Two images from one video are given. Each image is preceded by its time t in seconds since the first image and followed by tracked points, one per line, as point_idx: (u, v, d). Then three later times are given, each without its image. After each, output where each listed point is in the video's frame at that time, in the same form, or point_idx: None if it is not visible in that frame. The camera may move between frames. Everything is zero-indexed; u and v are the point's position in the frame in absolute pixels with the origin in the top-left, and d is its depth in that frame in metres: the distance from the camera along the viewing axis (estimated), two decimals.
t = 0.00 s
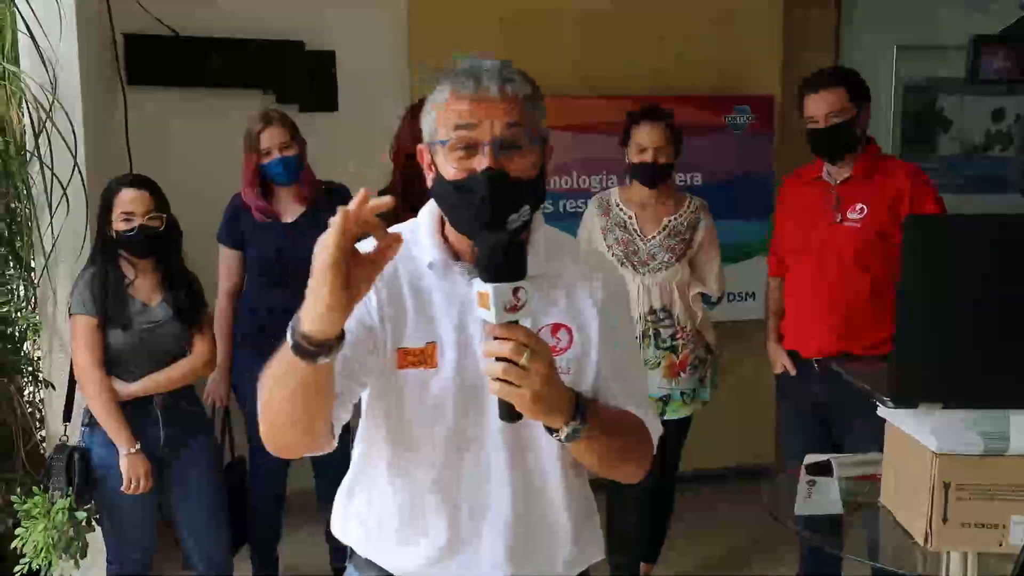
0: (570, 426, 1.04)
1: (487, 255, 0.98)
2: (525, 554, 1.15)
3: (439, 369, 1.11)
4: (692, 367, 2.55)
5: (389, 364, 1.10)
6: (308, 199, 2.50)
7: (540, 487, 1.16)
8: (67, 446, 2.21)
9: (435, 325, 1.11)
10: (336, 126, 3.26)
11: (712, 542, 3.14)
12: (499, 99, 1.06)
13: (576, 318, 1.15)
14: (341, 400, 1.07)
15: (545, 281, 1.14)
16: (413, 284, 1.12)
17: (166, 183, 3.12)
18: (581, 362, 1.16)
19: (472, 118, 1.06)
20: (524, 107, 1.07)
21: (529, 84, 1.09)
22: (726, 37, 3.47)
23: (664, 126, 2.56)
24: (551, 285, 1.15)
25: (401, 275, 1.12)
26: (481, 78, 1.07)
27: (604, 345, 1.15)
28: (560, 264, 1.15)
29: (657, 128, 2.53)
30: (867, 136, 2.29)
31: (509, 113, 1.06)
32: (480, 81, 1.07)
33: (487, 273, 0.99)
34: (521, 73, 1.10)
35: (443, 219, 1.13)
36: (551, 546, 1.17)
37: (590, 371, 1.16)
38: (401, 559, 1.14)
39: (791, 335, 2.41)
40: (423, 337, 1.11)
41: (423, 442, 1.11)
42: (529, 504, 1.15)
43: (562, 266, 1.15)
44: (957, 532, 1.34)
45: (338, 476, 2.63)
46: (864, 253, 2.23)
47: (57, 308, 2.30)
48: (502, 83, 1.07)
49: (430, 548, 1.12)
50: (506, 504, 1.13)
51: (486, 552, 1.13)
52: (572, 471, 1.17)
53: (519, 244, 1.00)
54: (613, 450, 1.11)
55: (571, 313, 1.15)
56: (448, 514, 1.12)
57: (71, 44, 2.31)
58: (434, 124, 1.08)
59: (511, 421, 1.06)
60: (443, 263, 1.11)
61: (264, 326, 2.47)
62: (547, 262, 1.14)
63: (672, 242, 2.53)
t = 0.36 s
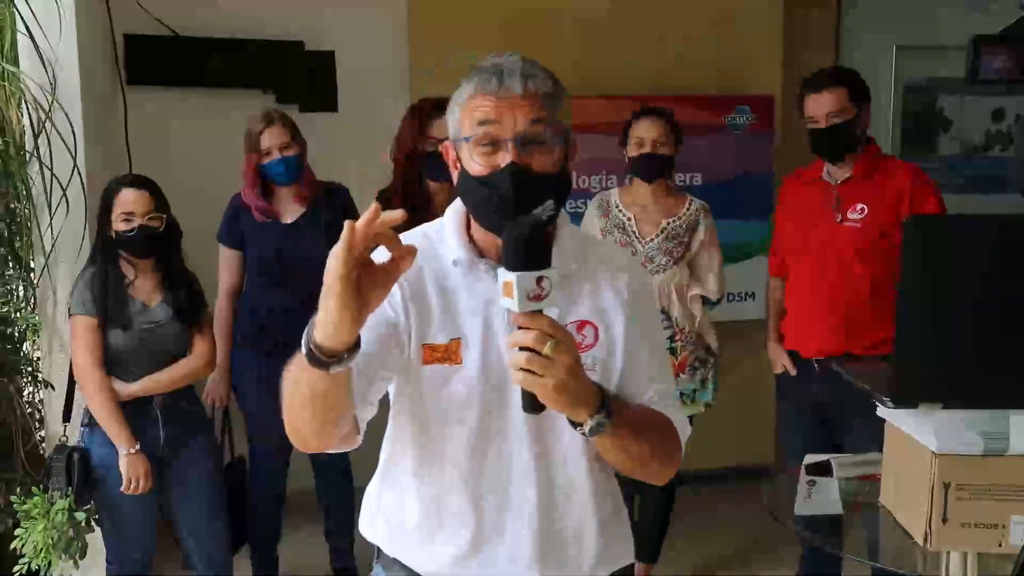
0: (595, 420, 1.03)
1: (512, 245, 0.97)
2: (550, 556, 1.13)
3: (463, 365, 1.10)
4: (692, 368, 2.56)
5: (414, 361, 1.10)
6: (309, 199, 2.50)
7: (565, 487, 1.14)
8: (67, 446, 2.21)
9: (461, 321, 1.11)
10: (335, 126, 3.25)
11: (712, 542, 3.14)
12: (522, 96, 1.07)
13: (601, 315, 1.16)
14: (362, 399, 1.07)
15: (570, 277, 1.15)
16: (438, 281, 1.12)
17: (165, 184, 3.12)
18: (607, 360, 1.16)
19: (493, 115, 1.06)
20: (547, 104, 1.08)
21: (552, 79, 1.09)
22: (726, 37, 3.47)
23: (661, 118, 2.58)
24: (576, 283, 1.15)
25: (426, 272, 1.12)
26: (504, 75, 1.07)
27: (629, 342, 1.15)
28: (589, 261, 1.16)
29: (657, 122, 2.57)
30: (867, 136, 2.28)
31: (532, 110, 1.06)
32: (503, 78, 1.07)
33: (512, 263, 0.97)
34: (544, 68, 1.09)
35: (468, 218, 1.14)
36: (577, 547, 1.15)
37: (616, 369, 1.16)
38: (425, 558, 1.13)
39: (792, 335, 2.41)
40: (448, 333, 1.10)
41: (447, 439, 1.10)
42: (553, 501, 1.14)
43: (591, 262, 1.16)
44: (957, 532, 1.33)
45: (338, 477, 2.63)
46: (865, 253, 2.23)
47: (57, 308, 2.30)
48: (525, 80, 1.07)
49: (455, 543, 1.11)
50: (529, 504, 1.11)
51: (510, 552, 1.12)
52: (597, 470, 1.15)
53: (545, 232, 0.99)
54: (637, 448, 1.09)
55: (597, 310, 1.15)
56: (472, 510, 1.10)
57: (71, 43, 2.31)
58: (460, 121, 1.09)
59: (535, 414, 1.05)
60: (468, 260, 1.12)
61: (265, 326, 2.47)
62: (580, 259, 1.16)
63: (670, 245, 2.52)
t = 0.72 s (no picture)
0: (606, 422, 1.03)
1: (525, 244, 0.98)
2: (560, 559, 1.13)
3: (475, 367, 1.10)
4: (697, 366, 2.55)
5: (425, 362, 1.09)
6: (309, 199, 2.51)
7: (576, 490, 1.14)
8: (67, 446, 2.21)
9: (472, 323, 1.11)
10: (336, 126, 3.25)
11: (712, 542, 3.13)
12: (535, 98, 1.06)
13: (614, 317, 1.15)
14: (372, 402, 1.07)
15: (582, 280, 1.14)
16: (450, 283, 1.12)
17: (165, 184, 3.12)
18: (620, 362, 1.15)
19: (507, 118, 1.06)
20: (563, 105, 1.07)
21: (567, 81, 1.08)
22: (726, 37, 3.47)
23: (660, 118, 2.56)
24: (589, 284, 1.15)
25: (438, 274, 1.12)
26: (517, 76, 1.06)
27: (641, 344, 1.15)
28: (598, 263, 1.16)
29: (655, 121, 2.54)
30: (868, 137, 2.28)
31: (546, 113, 1.06)
32: (516, 80, 1.06)
33: (525, 265, 0.98)
34: (558, 69, 1.09)
35: (481, 220, 1.16)
36: (586, 550, 1.14)
37: (627, 373, 1.15)
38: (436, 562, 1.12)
39: (793, 336, 2.40)
40: (459, 334, 1.10)
41: (458, 440, 1.10)
42: (564, 502, 1.13)
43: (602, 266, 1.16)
44: (956, 532, 1.33)
45: (339, 477, 2.63)
46: (866, 253, 2.23)
47: (57, 308, 2.31)
48: (538, 82, 1.06)
49: (466, 545, 1.10)
50: (539, 506, 1.11)
51: (521, 556, 1.11)
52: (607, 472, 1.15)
53: (558, 234, 0.99)
54: (645, 449, 1.09)
55: (609, 312, 1.15)
56: (483, 510, 1.10)
57: (71, 44, 2.32)
58: (473, 123, 1.08)
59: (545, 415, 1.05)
60: (480, 261, 1.12)
61: (265, 326, 2.47)
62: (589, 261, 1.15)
63: (675, 245, 2.53)
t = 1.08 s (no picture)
0: (605, 420, 1.03)
1: (521, 241, 0.94)
2: (566, 552, 1.12)
3: (473, 356, 1.10)
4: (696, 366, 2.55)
5: (424, 352, 1.10)
6: (311, 200, 2.51)
7: (579, 480, 1.14)
8: (67, 446, 2.21)
9: (470, 312, 1.11)
10: (337, 126, 3.25)
11: (713, 542, 3.13)
12: (534, 91, 1.07)
13: (619, 307, 1.15)
14: (366, 394, 1.09)
15: (582, 270, 1.15)
16: (448, 272, 1.12)
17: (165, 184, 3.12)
18: (621, 351, 1.15)
19: (506, 109, 1.06)
20: (561, 97, 1.08)
21: (565, 74, 1.09)
22: (726, 37, 3.46)
23: (660, 118, 2.56)
24: (591, 273, 1.15)
25: (436, 264, 1.12)
26: (516, 69, 1.08)
27: (644, 336, 1.15)
28: (601, 255, 1.16)
29: (654, 121, 2.53)
30: (867, 137, 2.30)
31: (545, 104, 1.06)
32: (514, 73, 1.08)
33: (520, 260, 0.95)
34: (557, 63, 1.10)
35: (482, 214, 1.15)
36: (592, 543, 1.14)
37: (630, 363, 1.15)
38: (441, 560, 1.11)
39: (793, 336, 2.40)
40: (457, 323, 1.10)
41: (457, 430, 1.10)
42: (570, 496, 1.13)
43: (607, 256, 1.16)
44: (957, 532, 1.34)
45: (340, 477, 2.63)
46: (866, 253, 2.23)
47: (57, 307, 2.33)
48: (537, 75, 1.07)
49: (474, 539, 1.10)
50: (543, 498, 1.10)
51: (526, 549, 1.11)
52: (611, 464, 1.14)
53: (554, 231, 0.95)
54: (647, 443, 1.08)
55: (612, 301, 1.15)
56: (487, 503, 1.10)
57: (71, 45, 2.34)
58: (473, 117, 1.10)
59: (543, 414, 1.05)
60: (479, 249, 1.12)
61: (265, 326, 2.47)
62: (591, 252, 1.16)
63: (672, 246, 2.52)
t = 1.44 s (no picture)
0: (599, 414, 1.02)
1: (510, 240, 0.98)
2: (564, 553, 1.12)
3: (474, 353, 1.10)
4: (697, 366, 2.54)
5: (425, 348, 1.10)
6: (311, 199, 2.51)
7: (579, 481, 1.14)
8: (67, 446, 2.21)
9: (471, 310, 1.11)
10: (337, 126, 3.25)
11: (714, 542, 3.13)
12: (528, 89, 1.06)
13: (619, 307, 1.15)
14: (378, 369, 1.06)
15: (582, 270, 1.15)
16: (449, 270, 1.12)
17: (165, 184, 3.12)
18: (621, 351, 1.15)
19: (500, 108, 1.06)
20: (555, 95, 1.07)
21: (559, 71, 1.08)
22: (727, 37, 3.46)
23: (660, 119, 2.57)
24: (591, 273, 1.15)
25: (436, 262, 1.12)
26: (510, 68, 1.07)
27: (644, 335, 1.15)
28: (601, 255, 1.16)
29: (654, 121, 2.54)
30: (866, 138, 2.30)
31: (539, 103, 1.06)
32: (508, 71, 1.07)
33: (516, 254, 0.98)
34: (551, 60, 1.09)
35: (480, 214, 1.15)
36: (591, 544, 1.14)
37: (630, 363, 1.15)
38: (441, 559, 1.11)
39: (793, 336, 2.40)
40: (458, 320, 1.10)
41: (459, 427, 1.10)
42: (569, 496, 1.13)
43: (607, 257, 1.16)
44: (957, 532, 1.34)
45: (340, 476, 2.63)
46: (866, 253, 2.23)
47: (57, 307, 2.33)
48: (531, 73, 1.07)
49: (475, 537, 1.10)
50: (543, 497, 1.10)
51: (526, 548, 1.11)
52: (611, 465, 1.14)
53: (550, 225, 0.99)
54: (646, 442, 1.08)
55: (612, 301, 1.15)
56: (487, 502, 1.10)
57: (71, 45, 2.34)
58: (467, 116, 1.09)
59: (536, 407, 1.05)
60: (478, 249, 1.12)
61: (265, 325, 2.47)
62: (590, 252, 1.15)
63: (673, 244, 2.52)
